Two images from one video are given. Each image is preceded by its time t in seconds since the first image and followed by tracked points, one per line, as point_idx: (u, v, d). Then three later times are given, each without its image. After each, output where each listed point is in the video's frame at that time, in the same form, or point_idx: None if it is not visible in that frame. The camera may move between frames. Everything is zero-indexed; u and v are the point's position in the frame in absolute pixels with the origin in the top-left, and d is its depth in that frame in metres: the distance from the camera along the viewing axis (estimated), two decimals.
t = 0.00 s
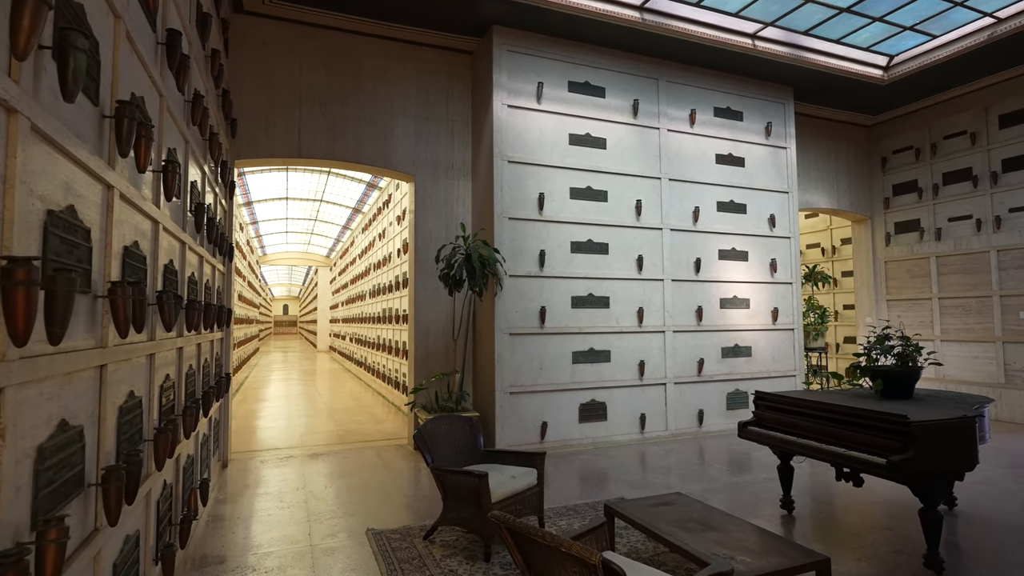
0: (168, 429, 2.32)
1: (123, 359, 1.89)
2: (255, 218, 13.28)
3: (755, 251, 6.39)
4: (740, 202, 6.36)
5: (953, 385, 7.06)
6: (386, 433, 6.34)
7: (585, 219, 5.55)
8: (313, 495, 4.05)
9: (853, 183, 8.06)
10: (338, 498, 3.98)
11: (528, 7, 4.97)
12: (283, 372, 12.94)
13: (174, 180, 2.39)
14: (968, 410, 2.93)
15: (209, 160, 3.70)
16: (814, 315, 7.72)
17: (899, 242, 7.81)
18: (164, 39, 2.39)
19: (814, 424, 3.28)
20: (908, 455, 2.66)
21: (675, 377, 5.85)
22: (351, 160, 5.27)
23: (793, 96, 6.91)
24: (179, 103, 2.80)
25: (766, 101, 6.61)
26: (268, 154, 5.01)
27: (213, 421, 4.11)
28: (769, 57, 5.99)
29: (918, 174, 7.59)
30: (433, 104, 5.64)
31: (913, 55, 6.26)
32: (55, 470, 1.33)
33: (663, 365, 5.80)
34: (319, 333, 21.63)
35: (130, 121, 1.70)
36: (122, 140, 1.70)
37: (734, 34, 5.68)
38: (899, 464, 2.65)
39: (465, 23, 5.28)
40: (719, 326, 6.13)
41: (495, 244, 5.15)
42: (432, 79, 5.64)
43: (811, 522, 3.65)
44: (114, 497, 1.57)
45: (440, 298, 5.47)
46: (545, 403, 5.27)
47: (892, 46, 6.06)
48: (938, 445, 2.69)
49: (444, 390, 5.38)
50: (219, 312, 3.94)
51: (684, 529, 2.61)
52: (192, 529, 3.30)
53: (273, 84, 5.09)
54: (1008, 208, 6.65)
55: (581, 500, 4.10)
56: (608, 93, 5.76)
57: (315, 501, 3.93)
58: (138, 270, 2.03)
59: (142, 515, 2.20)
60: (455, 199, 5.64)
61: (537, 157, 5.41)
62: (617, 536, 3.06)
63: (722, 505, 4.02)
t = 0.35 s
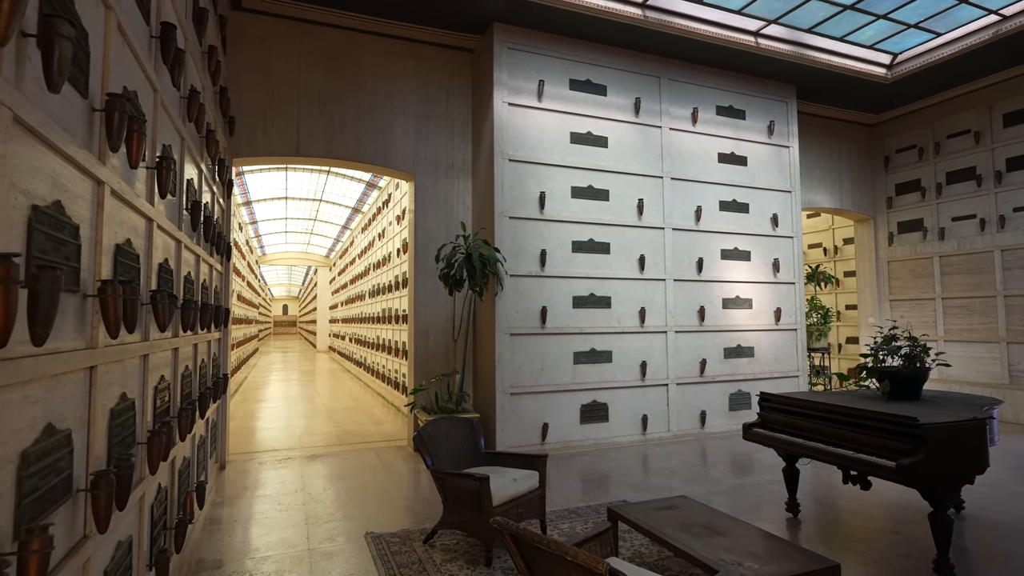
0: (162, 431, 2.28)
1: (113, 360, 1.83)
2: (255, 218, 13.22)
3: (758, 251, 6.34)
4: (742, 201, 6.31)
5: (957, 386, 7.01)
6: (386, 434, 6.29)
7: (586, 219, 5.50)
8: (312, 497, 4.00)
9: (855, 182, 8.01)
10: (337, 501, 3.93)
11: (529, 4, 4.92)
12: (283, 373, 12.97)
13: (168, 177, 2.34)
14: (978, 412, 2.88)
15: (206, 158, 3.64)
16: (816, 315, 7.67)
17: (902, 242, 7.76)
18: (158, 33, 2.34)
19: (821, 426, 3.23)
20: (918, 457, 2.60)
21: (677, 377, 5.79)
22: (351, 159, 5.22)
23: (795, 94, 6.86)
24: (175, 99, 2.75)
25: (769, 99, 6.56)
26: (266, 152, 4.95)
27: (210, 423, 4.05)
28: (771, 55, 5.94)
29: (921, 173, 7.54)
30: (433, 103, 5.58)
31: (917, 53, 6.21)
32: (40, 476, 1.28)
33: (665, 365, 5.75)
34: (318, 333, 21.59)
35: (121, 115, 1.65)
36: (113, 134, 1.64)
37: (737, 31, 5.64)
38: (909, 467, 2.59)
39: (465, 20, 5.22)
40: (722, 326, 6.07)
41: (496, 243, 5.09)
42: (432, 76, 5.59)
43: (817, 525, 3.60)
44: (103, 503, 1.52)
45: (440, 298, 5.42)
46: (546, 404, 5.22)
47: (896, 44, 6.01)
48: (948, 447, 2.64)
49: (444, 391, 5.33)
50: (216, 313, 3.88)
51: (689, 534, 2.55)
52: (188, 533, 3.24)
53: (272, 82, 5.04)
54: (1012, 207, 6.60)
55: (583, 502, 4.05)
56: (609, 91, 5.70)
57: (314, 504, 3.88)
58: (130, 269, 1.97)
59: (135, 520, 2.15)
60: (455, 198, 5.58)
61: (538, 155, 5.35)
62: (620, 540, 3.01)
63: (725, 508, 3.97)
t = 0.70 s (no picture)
0: (160, 433, 2.22)
1: (109, 360, 1.77)
2: (254, 217, 13.15)
3: (762, 251, 6.29)
4: (746, 201, 6.26)
5: (962, 388, 6.96)
6: (386, 435, 6.23)
7: (589, 218, 5.44)
8: (312, 500, 3.94)
9: (859, 182, 7.96)
10: (338, 503, 3.87)
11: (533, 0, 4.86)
12: (281, 373, 12.96)
13: (166, 172, 2.28)
14: (992, 414, 2.82)
15: (205, 155, 3.58)
16: (820, 316, 7.61)
17: (905, 243, 7.71)
18: (155, 24, 2.28)
19: (832, 429, 3.17)
20: (933, 461, 2.54)
21: (680, 378, 5.74)
22: (351, 157, 5.16)
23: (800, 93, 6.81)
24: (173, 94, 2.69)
25: (773, 98, 6.51)
26: (266, 149, 4.89)
27: (209, 424, 3.99)
28: (776, 53, 5.89)
29: (925, 173, 7.49)
30: (434, 100, 5.52)
31: (922, 52, 6.16)
32: (30, 483, 1.22)
33: (669, 366, 5.69)
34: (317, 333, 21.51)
35: (116, 105, 1.59)
36: (108, 126, 1.59)
37: (742, 29, 5.58)
38: (924, 471, 2.53)
39: (468, 17, 5.16)
40: (725, 327, 6.02)
41: (498, 243, 5.03)
42: (433, 74, 5.53)
43: (826, 528, 3.54)
44: (97, 510, 1.46)
45: (442, 297, 5.36)
46: (549, 405, 5.16)
47: (902, 43, 5.96)
48: (964, 451, 2.58)
49: (445, 391, 5.27)
50: (215, 312, 3.81)
51: (699, 539, 2.50)
52: (186, 536, 3.18)
53: (272, 79, 4.97)
54: (1018, 208, 6.55)
55: (587, 505, 3.99)
56: (613, 89, 5.65)
57: (314, 506, 3.82)
58: (126, 266, 1.92)
59: (131, 525, 2.08)
60: (457, 197, 5.52)
61: (541, 153, 5.30)
62: (627, 545, 2.95)
63: (732, 512, 3.91)
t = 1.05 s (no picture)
0: (156, 437, 2.14)
1: (101, 362, 1.69)
2: (252, 216, 13.06)
3: (767, 250, 6.22)
4: (751, 199, 6.19)
5: (967, 388, 6.90)
6: (386, 436, 6.15)
7: (592, 216, 5.37)
8: (312, 503, 3.86)
9: (863, 182, 7.90)
10: (338, 507, 3.79)
11: None
12: (280, 373, 12.87)
13: (162, 166, 2.20)
14: (1010, 417, 2.75)
15: (202, 151, 3.50)
16: (824, 316, 7.54)
17: (910, 242, 7.65)
18: (151, 12, 2.20)
19: (847, 431, 3.11)
20: (953, 464, 2.48)
21: (685, 379, 5.67)
22: (351, 154, 5.08)
23: (805, 91, 6.74)
24: (169, 86, 2.61)
25: (777, 96, 6.44)
26: (265, 146, 4.81)
27: (206, 426, 3.91)
28: (782, 50, 5.82)
29: (930, 172, 7.43)
30: (436, 97, 5.44)
31: (929, 50, 6.09)
32: (13, 494, 1.14)
33: (673, 366, 5.62)
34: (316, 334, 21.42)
35: (108, 94, 1.52)
36: (99, 115, 1.51)
37: (747, 25, 5.51)
38: (944, 475, 2.46)
39: (470, 12, 5.09)
40: (730, 327, 5.95)
41: (501, 241, 4.96)
42: (435, 70, 5.45)
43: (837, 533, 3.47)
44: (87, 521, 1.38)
45: (443, 297, 5.28)
46: (552, 406, 5.08)
47: (909, 40, 5.89)
48: (984, 454, 2.51)
49: (447, 393, 5.19)
50: (213, 311, 3.73)
51: (713, 545, 2.42)
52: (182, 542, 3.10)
53: (271, 75, 4.89)
54: None
55: (593, 509, 3.91)
56: (617, 86, 5.58)
57: (313, 510, 3.74)
58: (119, 263, 1.84)
59: (125, 533, 2.01)
60: (459, 195, 5.45)
61: (544, 151, 5.22)
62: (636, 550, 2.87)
63: (740, 515, 3.84)
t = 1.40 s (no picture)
0: (149, 442, 2.06)
1: (89, 364, 1.60)
2: (250, 215, 12.96)
3: (772, 249, 6.15)
4: (756, 198, 6.12)
5: (973, 389, 6.82)
6: (386, 438, 6.05)
7: (596, 214, 5.28)
8: (311, 508, 3.76)
9: (867, 180, 7.84)
10: (338, 512, 3.70)
11: None
12: (277, 372, 12.91)
13: (156, 159, 2.11)
14: None
15: (198, 147, 3.41)
16: (829, 316, 7.47)
17: (915, 241, 7.58)
18: None
19: (864, 435, 3.03)
20: (976, 470, 2.40)
21: (689, 380, 5.58)
22: (351, 151, 4.98)
23: (810, 88, 6.66)
24: (164, 78, 2.52)
25: (783, 93, 6.36)
26: (263, 143, 4.72)
27: (203, 429, 3.82)
28: (788, 46, 5.74)
29: (935, 171, 7.36)
30: (437, 94, 5.35)
31: (936, 46, 6.02)
32: None
33: (677, 367, 5.54)
34: (314, 334, 21.29)
35: (96, 79, 1.43)
36: (87, 101, 1.42)
37: (753, 21, 5.44)
38: (967, 481, 2.38)
39: (472, 7, 5.00)
40: (735, 327, 5.87)
41: (504, 240, 4.87)
42: (436, 66, 5.36)
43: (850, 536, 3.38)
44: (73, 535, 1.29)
45: (445, 296, 5.19)
46: (556, 408, 4.99)
47: (916, 36, 5.82)
48: (1008, 459, 2.43)
49: (449, 394, 5.10)
50: (210, 312, 3.63)
51: (730, 554, 2.34)
52: (177, 549, 3.00)
53: (269, 70, 4.79)
54: None
55: (598, 513, 3.82)
56: (621, 82, 5.49)
57: (313, 515, 3.64)
58: (109, 260, 1.75)
59: (116, 543, 1.92)
60: (460, 193, 5.36)
61: (547, 148, 5.13)
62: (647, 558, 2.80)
63: (750, 520, 3.75)
